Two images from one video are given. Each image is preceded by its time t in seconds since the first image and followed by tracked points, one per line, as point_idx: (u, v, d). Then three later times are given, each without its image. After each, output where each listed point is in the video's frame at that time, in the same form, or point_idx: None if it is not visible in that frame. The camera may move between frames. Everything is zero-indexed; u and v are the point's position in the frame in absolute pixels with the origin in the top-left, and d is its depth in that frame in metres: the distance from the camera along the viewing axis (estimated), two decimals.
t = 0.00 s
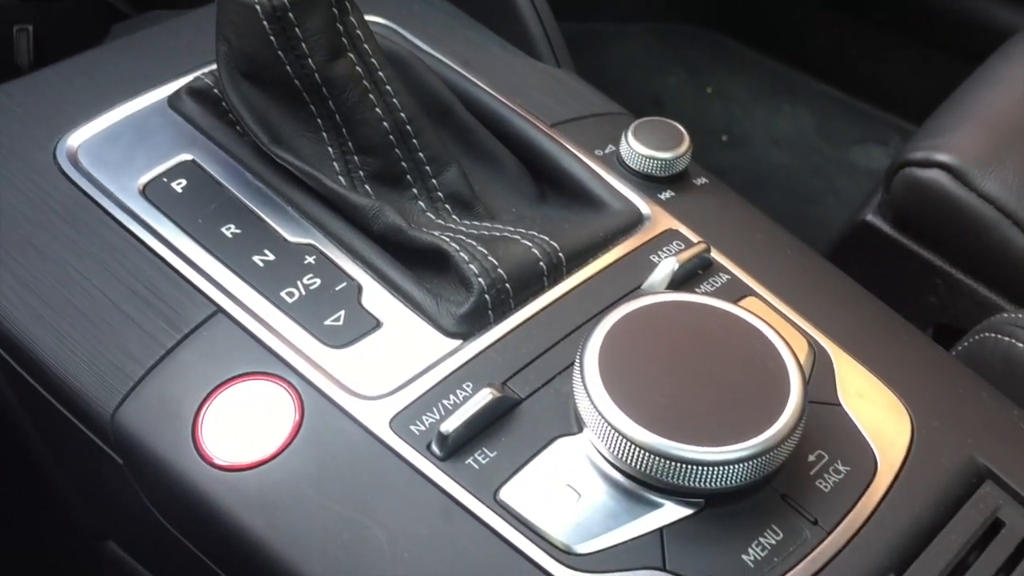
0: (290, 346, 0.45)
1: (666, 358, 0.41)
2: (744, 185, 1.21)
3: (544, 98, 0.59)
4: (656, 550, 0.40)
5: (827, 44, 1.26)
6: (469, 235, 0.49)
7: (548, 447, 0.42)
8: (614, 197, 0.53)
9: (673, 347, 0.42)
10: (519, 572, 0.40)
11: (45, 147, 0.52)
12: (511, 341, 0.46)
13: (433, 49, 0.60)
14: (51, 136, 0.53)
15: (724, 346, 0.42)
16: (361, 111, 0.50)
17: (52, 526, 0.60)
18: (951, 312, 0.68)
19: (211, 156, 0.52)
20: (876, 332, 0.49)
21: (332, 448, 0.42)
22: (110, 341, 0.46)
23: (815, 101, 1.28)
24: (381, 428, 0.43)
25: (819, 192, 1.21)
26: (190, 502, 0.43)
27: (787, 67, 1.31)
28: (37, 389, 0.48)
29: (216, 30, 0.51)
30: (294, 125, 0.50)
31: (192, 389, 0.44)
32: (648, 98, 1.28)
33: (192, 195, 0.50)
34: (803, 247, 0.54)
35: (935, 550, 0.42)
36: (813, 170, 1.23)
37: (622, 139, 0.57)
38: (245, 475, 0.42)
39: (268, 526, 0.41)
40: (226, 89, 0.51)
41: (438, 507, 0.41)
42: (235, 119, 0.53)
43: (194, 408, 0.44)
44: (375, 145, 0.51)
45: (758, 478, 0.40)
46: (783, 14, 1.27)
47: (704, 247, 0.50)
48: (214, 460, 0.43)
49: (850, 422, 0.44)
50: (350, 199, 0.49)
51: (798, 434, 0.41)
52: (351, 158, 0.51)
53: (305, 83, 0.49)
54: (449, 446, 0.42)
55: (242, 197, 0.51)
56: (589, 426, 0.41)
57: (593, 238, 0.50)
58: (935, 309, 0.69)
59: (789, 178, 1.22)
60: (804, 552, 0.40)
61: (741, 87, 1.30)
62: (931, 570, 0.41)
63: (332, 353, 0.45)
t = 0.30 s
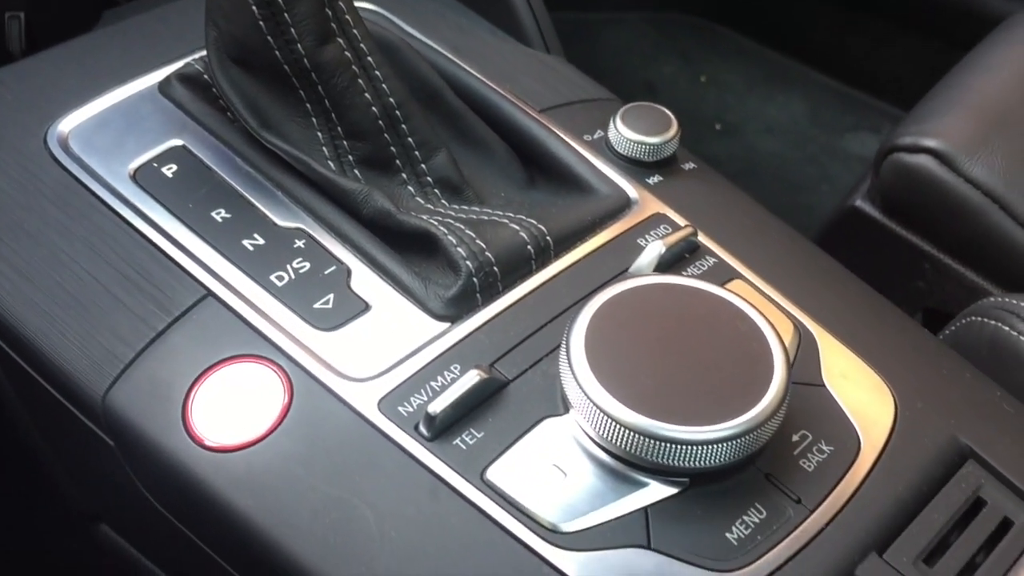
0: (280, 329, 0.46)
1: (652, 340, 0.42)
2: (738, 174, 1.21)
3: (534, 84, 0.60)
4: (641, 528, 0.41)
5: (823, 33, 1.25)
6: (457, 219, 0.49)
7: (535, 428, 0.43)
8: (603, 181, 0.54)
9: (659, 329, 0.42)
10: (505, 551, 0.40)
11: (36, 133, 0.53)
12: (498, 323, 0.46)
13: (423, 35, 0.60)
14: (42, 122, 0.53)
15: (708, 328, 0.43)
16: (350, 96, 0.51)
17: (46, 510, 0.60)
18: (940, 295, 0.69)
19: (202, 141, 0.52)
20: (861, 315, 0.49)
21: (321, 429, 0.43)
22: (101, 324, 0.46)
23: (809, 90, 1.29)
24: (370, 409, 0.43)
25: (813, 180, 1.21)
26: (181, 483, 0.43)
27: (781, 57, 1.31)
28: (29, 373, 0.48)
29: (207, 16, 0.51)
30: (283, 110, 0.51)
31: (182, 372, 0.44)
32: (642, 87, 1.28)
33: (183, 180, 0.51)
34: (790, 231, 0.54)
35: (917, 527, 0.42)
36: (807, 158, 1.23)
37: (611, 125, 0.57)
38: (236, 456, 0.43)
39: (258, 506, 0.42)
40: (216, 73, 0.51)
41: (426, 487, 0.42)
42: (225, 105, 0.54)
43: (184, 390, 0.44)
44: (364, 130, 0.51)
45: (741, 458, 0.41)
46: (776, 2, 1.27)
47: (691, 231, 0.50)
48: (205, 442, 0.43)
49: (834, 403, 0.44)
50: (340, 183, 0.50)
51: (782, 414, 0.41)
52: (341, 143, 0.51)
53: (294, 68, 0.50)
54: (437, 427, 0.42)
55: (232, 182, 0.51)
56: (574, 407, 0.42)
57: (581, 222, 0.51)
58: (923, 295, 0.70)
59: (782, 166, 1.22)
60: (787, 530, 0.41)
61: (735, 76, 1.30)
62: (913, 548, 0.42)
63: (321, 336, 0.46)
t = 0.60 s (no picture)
0: (270, 313, 0.46)
1: (639, 324, 0.42)
2: (735, 166, 1.21)
3: (525, 72, 0.60)
4: (627, 507, 0.41)
5: (821, 25, 1.25)
6: (448, 205, 0.49)
7: (523, 410, 0.43)
8: (593, 168, 0.54)
9: (645, 313, 0.43)
10: (492, 530, 0.41)
11: (30, 120, 0.53)
12: (487, 307, 0.47)
13: (416, 23, 0.61)
14: (36, 109, 0.54)
15: (694, 311, 0.43)
16: (341, 83, 0.51)
17: (43, 494, 0.61)
18: (931, 283, 0.69)
19: (194, 128, 0.53)
20: (847, 299, 0.50)
21: (310, 410, 0.43)
22: (93, 309, 0.47)
23: (806, 82, 1.29)
24: (359, 392, 0.44)
25: (809, 172, 1.21)
26: (172, 465, 0.44)
27: (778, 49, 1.32)
28: (23, 357, 0.49)
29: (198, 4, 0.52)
30: (275, 97, 0.51)
31: (174, 355, 0.45)
32: (639, 79, 1.29)
33: (175, 167, 0.51)
34: (779, 217, 0.55)
35: (900, 508, 0.43)
36: (803, 150, 1.24)
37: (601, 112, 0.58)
38: (227, 438, 0.43)
39: (248, 486, 0.42)
40: (207, 60, 0.52)
41: (414, 468, 0.42)
42: (218, 93, 0.54)
43: (175, 374, 0.45)
44: (355, 117, 0.51)
45: (726, 439, 0.41)
46: None
47: (680, 216, 0.51)
48: (196, 424, 0.43)
49: (819, 386, 0.45)
50: (330, 169, 0.50)
51: (766, 396, 0.42)
52: (332, 130, 0.51)
53: (285, 55, 0.50)
54: (425, 409, 0.43)
55: (224, 168, 0.51)
56: (561, 389, 0.42)
57: (570, 208, 0.51)
58: (914, 283, 0.70)
59: (778, 158, 1.23)
60: (770, 510, 0.41)
61: (732, 68, 1.30)
62: (895, 528, 0.42)
63: (311, 320, 0.46)
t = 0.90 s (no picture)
0: (263, 300, 0.46)
1: (629, 312, 0.43)
2: (731, 159, 1.22)
3: (519, 63, 0.60)
4: (616, 492, 0.41)
5: (817, 19, 1.26)
6: (440, 194, 0.50)
7: (513, 396, 0.44)
8: (584, 158, 0.54)
9: (634, 300, 0.43)
10: (482, 514, 0.41)
11: (26, 110, 0.53)
12: (478, 295, 0.47)
13: (410, 14, 0.61)
14: (32, 99, 0.54)
15: (683, 298, 0.44)
16: (334, 72, 0.51)
17: (41, 483, 0.61)
18: (921, 273, 0.69)
19: (189, 117, 0.53)
20: (836, 287, 0.50)
21: (302, 396, 0.44)
22: (88, 296, 0.47)
23: (802, 75, 1.29)
24: (351, 378, 0.44)
25: (805, 165, 1.22)
26: (166, 450, 0.44)
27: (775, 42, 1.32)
28: (19, 344, 0.49)
29: None
30: (269, 86, 0.52)
31: (168, 342, 0.45)
32: (636, 72, 1.29)
33: (169, 156, 0.51)
34: (769, 207, 0.55)
35: (885, 492, 0.43)
36: (799, 143, 1.24)
37: (592, 103, 0.58)
38: (221, 424, 0.43)
39: (241, 471, 0.43)
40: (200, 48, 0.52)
41: (405, 453, 0.42)
42: (212, 82, 0.54)
43: (170, 361, 0.45)
44: (348, 106, 0.52)
45: (715, 424, 0.42)
46: None
47: (670, 205, 0.51)
48: (191, 411, 0.44)
49: (808, 373, 0.46)
50: (324, 158, 0.50)
51: (754, 381, 0.42)
52: (325, 119, 0.52)
53: (278, 45, 0.51)
54: (416, 395, 0.43)
55: (218, 157, 0.52)
56: (551, 376, 0.43)
57: (562, 197, 0.52)
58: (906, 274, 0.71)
59: (774, 150, 1.23)
60: (758, 494, 0.42)
61: (728, 61, 1.31)
62: (881, 513, 0.43)
63: (304, 307, 0.46)
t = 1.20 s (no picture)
0: (258, 290, 0.47)
1: (622, 302, 0.43)
2: (729, 154, 1.22)
3: (516, 56, 0.61)
4: (608, 480, 0.42)
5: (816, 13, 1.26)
6: (435, 186, 0.50)
7: (505, 385, 0.44)
8: (579, 150, 0.55)
9: (626, 290, 0.43)
10: (475, 502, 0.42)
11: (23, 102, 0.54)
12: (473, 286, 0.47)
13: (406, 7, 0.61)
14: (29, 91, 0.54)
15: (676, 288, 0.44)
16: (330, 65, 0.52)
17: (40, 475, 0.62)
18: (916, 267, 0.70)
19: (185, 110, 0.53)
20: (828, 279, 0.50)
21: (297, 385, 0.44)
22: (84, 287, 0.47)
23: (801, 70, 1.29)
24: (346, 368, 0.44)
25: (803, 159, 1.22)
26: (162, 439, 0.45)
27: (774, 37, 1.32)
28: (16, 334, 0.49)
29: None
30: (265, 78, 0.52)
31: (165, 332, 0.46)
32: (635, 67, 1.29)
33: (166, 148, 0.52)
34: (763, 199, 0.55)
35: (875, 482, 0.44)
36: (797, 137, 1.24)
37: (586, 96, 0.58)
38: (216, 413, 0.44)
39: (236, 460, 0.43)
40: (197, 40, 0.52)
41: (398, 441, 0.43)
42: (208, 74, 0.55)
43: (166, 351, 0.45)
44: (343, 99, 0.52)
45: (706, 414, 0.42)
46: None
47: (664, 197, 0.51)
48: (187, 400, 0.44)
49: (799, 364, 0.46)
50: (319, 150, 0.51)
51: (745, 371, 0.43)
52: (321, 112, 0.52)
53: (275, 38, 0.51)
54: (410, 384, 0.43)
55: (215, 149, 0.52)
56: (545, 366, 0.43)
57: (556, 189, 0.52)
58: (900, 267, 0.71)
59: (773, 145, 1.23)
60: (748, 483, 0.42)
61: (727, 56, 1.31)
62: (870, 501, 0.43)
63: (299, 298, 0.47)
